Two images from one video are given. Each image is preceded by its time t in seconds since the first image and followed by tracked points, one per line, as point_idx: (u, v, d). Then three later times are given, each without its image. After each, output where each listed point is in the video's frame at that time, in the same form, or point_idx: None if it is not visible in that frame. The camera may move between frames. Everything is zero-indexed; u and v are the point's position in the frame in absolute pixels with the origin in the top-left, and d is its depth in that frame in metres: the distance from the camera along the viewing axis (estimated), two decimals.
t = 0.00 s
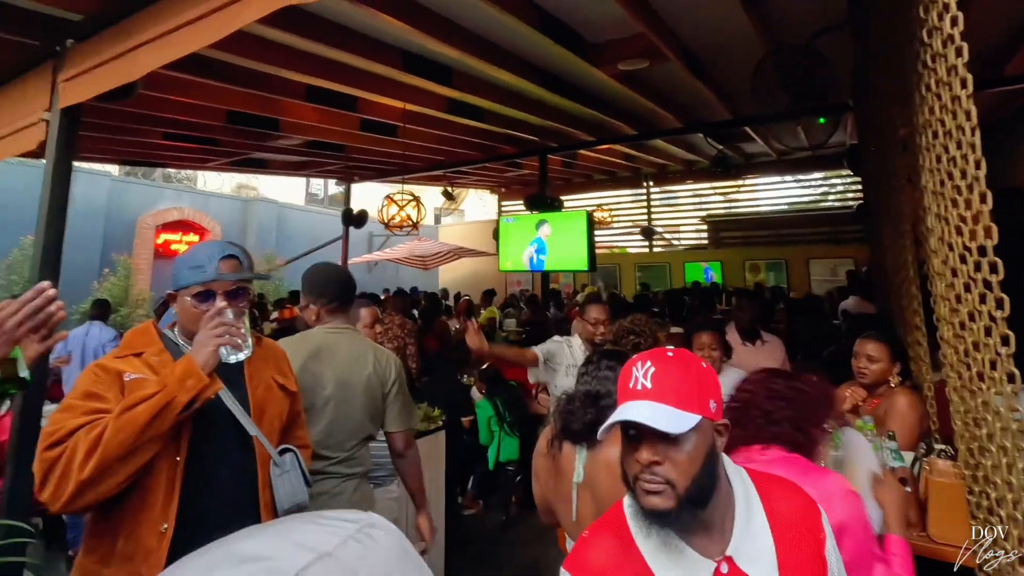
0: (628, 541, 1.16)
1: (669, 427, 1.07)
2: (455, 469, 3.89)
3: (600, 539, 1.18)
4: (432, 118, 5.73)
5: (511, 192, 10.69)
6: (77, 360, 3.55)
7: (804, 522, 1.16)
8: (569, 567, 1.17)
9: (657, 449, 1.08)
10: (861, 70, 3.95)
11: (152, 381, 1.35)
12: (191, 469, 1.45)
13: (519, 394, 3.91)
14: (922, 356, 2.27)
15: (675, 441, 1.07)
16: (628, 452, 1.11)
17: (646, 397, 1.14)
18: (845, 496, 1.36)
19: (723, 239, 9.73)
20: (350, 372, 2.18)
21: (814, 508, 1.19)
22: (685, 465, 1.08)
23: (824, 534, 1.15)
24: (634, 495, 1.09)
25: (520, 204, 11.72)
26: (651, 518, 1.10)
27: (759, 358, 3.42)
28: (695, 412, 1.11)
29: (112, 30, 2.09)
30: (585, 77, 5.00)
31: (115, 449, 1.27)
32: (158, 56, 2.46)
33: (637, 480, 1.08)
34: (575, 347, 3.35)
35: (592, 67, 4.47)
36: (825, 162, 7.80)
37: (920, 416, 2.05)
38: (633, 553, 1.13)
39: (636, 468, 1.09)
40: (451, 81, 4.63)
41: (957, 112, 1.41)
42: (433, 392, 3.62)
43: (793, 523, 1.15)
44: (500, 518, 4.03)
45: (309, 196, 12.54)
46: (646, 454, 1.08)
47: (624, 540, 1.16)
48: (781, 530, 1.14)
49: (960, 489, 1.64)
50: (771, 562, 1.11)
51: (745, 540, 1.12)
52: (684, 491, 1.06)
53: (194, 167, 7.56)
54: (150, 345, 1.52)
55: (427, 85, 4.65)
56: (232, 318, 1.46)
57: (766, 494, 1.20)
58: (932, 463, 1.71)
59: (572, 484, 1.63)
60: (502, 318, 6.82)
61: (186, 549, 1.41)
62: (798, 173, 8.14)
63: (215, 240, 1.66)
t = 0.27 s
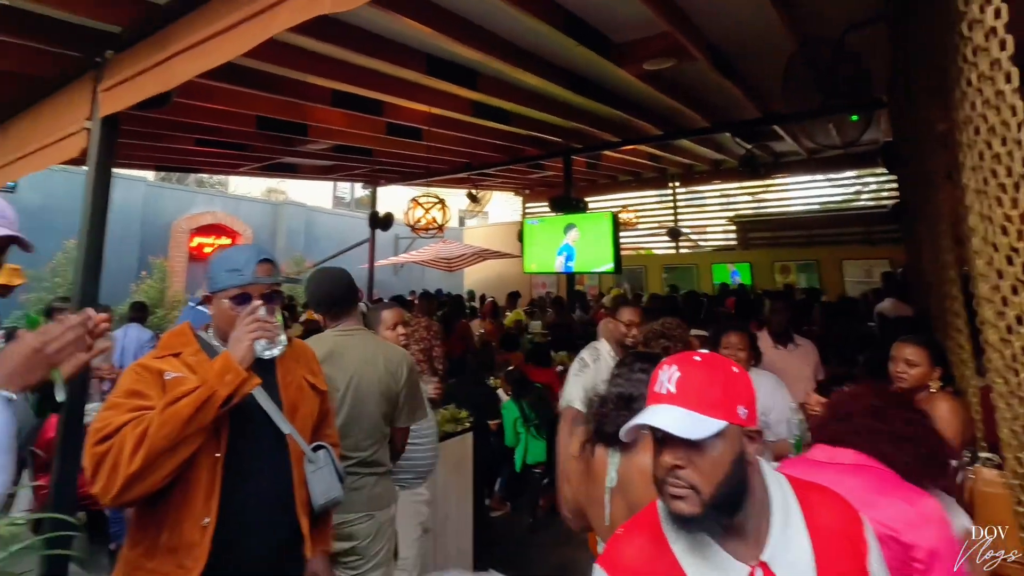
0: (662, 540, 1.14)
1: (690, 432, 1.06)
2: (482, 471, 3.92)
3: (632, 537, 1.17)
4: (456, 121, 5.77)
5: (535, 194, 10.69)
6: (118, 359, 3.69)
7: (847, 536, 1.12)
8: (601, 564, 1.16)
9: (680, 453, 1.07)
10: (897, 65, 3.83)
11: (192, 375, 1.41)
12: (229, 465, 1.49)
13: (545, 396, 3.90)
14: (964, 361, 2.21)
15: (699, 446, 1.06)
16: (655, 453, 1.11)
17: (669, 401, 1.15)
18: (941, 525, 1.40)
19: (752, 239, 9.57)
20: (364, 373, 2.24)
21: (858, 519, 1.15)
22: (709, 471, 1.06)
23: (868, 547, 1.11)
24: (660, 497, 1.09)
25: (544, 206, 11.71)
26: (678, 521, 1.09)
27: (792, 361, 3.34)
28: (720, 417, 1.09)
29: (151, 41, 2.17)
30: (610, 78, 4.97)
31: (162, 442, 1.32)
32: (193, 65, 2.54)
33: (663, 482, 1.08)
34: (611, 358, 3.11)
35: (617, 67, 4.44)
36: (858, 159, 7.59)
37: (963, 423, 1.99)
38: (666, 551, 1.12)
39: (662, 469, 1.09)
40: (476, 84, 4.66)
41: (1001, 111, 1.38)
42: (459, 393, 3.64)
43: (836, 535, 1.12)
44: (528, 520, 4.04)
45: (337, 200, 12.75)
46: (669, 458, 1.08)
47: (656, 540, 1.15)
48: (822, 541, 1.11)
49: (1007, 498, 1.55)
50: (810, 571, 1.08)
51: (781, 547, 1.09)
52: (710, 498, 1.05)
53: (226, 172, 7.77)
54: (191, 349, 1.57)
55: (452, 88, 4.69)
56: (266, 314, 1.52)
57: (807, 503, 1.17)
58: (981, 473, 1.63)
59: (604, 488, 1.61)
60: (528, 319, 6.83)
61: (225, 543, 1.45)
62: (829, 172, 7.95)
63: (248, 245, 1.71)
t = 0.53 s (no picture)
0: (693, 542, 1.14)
1: (714, 431, 1.07)
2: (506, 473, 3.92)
3: (664, 537, 1.17)
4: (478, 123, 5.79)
5: (557, 196, 10.67)
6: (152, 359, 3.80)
7: (893, 550, 1.08)
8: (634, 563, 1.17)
9: (705, 452, 1.07)
10: (930, 61, 3.73)
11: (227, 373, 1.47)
12: (262, 464, 1.52)
13: (568, 399, 3.89)
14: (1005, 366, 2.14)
15: (724, 446, 1.06)
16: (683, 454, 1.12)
17: (695, 401, 1.15)
18: None
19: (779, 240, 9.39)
20: (381, 372, 2.26)
21: (905, 534, 1.10)
22: (735, 471, 1.06)
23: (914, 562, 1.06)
24: (689, 497, 1.09)
25: (565, 208, 11.69)
26: (706, 522, 1.09)
27: (822, 366, 3.27)
28: (746, 418, 1.08)
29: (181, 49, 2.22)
30: (632, 78, 4.93)
31: (197, 439, 1.35)
32: (223, 71, 2.59)
33: (690, 481, 1.09)
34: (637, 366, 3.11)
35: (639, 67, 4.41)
36: (889, 158, 7.41)
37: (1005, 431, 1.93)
38: (697, 553, 1.12)
39: (689, 469, 1.10)
40: (497, 86, 4.68)
41: None
42: (483, 395, 3.66)
43: (879, 548, 1.08)
44: (551, 523, 4.03)
45: (360, 202, 12.91)
46: (695, 456, 1.09)
47: (688, 542, 1.15)
48: (864, 557, 1.07)
49: None
50: None
51: (816, 556, 1.07)
52: (737, 498, 1.05)
53: (253, 176, 7.93)
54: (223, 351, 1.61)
55: (474, 90, 4.71)
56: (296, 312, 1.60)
57: (847, 513, 1.13)
58: None
59: (635, 495, 1.65)
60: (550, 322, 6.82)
61: (258, 540, 1.47)
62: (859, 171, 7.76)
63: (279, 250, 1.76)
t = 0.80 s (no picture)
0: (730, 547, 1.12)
1: (747, 433, 1.05)
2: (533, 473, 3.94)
3: (703, 542, 1.16)
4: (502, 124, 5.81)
5: (581, 195, 10.63)
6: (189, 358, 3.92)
7: (937, 557, 1.05)
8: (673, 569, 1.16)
9: (740, 456, 1.05)
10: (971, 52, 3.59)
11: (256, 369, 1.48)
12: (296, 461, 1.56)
13: (595, 399, 3.88)
14: None
15: (758, 448, 1.04)
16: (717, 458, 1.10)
17: (730, 404, 1.13)
18: None
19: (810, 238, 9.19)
20: (406, 368, 2.28)
21: (950, 540, 1.07)
22: (770, 473, 1.03)
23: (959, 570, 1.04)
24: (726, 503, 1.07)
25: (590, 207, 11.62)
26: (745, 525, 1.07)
27: (858, 367, 3.19)
28: (780, 420, 1.06)
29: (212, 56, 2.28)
30: (658, 76, 4.88)
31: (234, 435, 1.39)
32: (253, 77, 2.65)
33: (726, 485, 1.06)
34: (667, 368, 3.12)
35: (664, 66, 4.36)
36: (925, 153, 7.17)
37: None
38: (736, 558, 1.10)
39: (724, 474, 1.07)
40: (522, 87, 4.68)
41: None
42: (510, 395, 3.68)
43: (923, 555, 1.05)
44: (580, 523, 4.03)
45: (386, 203, 13.06)
46: (730, 460, 1.06)
47: (726, 547, 1.13)
48: (906, 561, 1.05)
49: None
50: None
51: (858, 562, 1.05)
52: (774, 500, 1.02)
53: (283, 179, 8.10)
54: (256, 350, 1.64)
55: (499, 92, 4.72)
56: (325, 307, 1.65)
57: (890, 519, 1.11)
58: None
59: (670, 497, 1.65)
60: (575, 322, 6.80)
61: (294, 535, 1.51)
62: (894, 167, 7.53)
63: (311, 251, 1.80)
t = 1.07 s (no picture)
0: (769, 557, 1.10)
1: (799, 433, 1.04)
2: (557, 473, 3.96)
3: (737, 547, 1.15)
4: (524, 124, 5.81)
5: (602, 194, 10.56)
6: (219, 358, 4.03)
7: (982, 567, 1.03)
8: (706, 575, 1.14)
9: (788, 457, 1.04)
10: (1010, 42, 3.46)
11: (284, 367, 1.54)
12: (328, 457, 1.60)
13: (619, 401, 3.86)
14: None
15: (808, 449, 1.03)
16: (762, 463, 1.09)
17: (774, 405, 1.12)
18: None
19: (838, 236, 8.97)
20: (424, 369, 2.30)
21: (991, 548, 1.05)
22: (819, 476, 1.02)
23: None
24: (773, 508, 1.05)
25: (611, 206, 11.55)
26: (789, 529, 1.05)
27: (890, 369, 3.12)
28: (828, 420, 1.06)
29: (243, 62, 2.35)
30: (680, 73, 4.82)
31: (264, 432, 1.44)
32: (279, 81, 2.70)
33: (773, 489, 1.05)
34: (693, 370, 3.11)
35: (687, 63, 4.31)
36: (959, 149, 6.96)
37: None
38: (774, 564, 1.08)
39: (770, 478, 1.06)
40: (543, 87, 4.68)
41: None
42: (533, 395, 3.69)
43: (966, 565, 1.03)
44: (604, 525, 4.04)
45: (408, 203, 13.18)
46: (780, 462, 1.05)
47: (762, 553, 1.11)
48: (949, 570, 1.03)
49: None
50: None
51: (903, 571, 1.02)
52: (825, 503, 1.01)
53: (307, 180, 8.22)
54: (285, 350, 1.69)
55: (519, 92, 4.73)
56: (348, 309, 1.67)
57: (929, 524, 1.09)
58: None
59: (700, 501, 1.66)
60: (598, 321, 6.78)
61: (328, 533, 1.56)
62: (926, 163, 7.32)
63: (337, 252, 1.83)
